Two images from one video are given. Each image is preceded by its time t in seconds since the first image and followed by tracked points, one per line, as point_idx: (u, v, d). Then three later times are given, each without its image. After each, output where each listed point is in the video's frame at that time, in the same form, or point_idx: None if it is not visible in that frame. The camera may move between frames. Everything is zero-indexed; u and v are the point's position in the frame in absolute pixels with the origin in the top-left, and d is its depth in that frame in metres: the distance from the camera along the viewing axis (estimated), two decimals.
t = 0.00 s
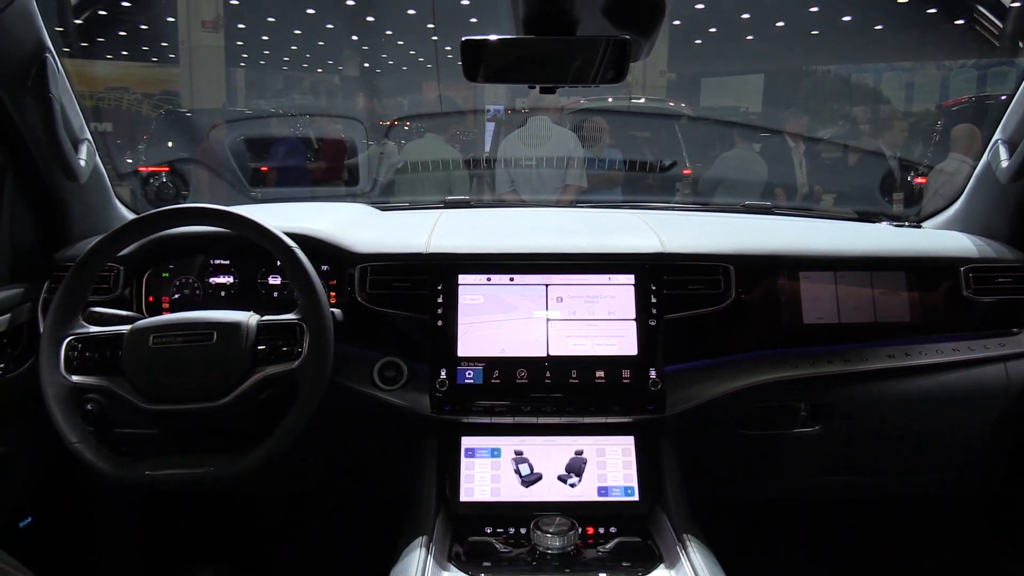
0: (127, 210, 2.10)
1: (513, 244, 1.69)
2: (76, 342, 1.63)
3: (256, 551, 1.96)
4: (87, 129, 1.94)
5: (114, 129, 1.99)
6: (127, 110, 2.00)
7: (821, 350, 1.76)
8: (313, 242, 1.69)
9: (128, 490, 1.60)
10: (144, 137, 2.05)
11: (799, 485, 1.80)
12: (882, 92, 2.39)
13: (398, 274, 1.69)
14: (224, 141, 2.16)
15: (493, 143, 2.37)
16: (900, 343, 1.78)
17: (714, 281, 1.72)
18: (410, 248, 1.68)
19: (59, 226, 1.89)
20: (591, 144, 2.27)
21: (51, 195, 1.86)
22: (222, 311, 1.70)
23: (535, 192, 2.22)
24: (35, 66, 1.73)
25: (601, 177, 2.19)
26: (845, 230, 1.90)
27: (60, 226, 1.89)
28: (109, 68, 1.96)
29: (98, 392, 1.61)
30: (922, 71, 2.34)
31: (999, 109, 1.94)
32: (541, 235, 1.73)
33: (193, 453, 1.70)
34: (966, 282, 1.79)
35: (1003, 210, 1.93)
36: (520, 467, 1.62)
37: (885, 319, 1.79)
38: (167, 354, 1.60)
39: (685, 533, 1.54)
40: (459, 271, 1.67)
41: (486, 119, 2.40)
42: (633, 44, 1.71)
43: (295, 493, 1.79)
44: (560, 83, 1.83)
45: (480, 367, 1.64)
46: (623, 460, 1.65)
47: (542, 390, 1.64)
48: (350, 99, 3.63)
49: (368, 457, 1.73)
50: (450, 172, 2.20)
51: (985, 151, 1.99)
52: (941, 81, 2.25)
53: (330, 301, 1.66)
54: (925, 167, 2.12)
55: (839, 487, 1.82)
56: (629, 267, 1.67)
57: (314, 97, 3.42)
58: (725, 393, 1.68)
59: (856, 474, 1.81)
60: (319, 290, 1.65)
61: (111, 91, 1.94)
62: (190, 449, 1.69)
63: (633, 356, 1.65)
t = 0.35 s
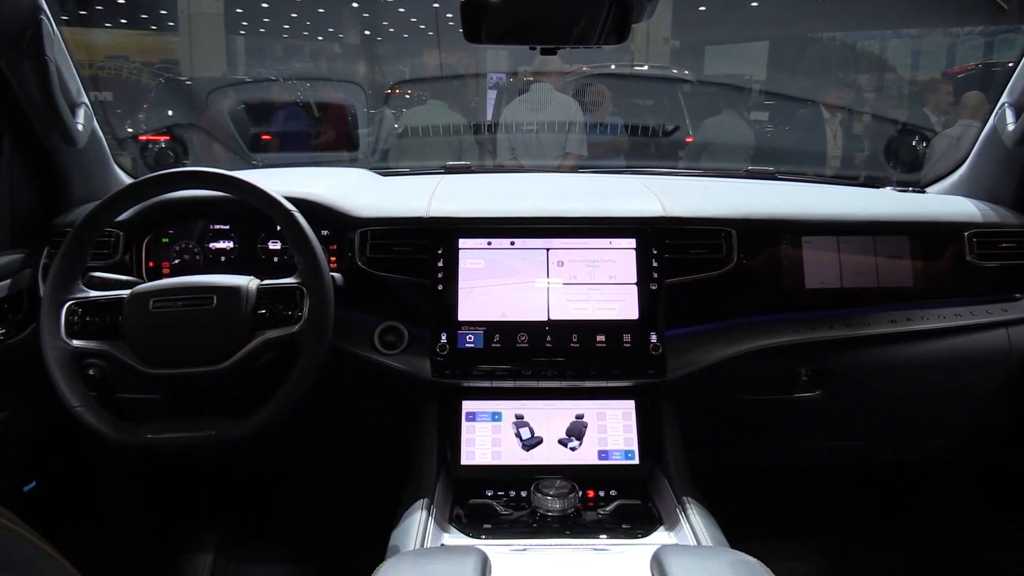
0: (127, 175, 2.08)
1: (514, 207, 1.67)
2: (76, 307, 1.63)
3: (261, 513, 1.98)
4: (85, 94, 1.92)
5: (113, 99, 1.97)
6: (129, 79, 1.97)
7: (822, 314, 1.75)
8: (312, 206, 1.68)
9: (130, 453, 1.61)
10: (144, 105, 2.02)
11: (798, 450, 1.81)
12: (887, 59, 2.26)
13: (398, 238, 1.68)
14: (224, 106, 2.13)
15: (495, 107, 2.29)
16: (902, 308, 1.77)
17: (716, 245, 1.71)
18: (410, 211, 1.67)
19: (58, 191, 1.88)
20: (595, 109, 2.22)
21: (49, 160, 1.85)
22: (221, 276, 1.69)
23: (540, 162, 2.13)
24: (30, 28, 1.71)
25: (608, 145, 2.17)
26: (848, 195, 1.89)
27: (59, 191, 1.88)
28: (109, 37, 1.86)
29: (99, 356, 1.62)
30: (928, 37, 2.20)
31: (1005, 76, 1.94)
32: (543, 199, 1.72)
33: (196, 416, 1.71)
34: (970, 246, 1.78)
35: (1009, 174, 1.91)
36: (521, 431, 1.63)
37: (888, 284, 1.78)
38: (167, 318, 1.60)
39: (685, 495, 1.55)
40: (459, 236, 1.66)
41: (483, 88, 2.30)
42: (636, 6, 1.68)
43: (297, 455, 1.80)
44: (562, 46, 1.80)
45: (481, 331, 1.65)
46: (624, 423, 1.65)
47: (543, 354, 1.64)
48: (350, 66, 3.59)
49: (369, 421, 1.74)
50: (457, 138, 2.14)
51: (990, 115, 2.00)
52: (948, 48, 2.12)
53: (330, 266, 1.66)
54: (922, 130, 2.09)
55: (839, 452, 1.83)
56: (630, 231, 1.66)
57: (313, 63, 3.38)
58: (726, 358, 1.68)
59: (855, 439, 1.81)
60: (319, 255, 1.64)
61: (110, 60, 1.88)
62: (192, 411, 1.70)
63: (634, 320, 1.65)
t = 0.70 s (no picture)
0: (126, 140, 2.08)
1: (514, 171, 1.66)
2: (75, 269, 1.63)
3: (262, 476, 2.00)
4: (81, 55, 1.94)
5: (111, 65, 1.98)
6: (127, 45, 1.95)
7: (824, 281, 1.75)
8: (311, 170, 1.67)
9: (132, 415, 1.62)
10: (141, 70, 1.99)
11: (797, 416, 1.82)
12: (892, 29, 2.09)
13: (398, 202, 1.67)
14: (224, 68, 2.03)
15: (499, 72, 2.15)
16: (903, 276, 1.77)
17: (718, 211, 1.70)
18: (410, 174, 1.66)
19: (56, 155, 1.87)
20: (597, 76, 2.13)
21: (46, 122, 1.84)
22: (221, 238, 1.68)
23: (540, 126, 2.14)
24: None
25: (610, 113, 2.15)
26: (852, 162, 1.88)
27: (57, 154, 1.87)
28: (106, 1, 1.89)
29: (99, 319, 1.62)
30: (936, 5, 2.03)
31: (1010, 46, 1.94)
32: (544, 163, 1.71)
33: (198, 378, 1.71)
34: (972, 214, 1.76)
35: (1013, 142, 1.90)
36: (520, 395, 1.63)
37: (888, 252, 1.78)
38: (166, 281, 1.59)
39: (684, 459, 1.56)
40: (460, 200, 1.65)
41: (486, 52, 2.19)
42: None
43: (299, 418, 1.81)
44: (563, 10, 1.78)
45: (481, 296, 1.64)
46: (623, 388, 1.65)
47: (542, 319, 1.64)
48: (351, 31, 3.56)
49: (370, 385, 1.74)
50: (455, 104, 2.10)
51: (995, 82, 1.99)
52: (953, 17, 2.00)
53: (329, 229, 1.65)
54: (926, 97, 2.06)
55: (837, 418, 1.84)
56: (632, 195, 1.65)
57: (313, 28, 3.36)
58: (725, 324, 1.68)
59: (854, 406, 1.82)
60: (319, 219, 1.63)
61: (107, 26, 1.92)
62: (193, 374, 1.70)
63: (634, 286, 1.65)
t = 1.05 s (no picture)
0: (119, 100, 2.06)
1: (511, 129, 1.64)
2: (69, 229, 1.62)
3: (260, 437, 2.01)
4: (72, 12, 1.88)
5: (106, 29, 1.98)
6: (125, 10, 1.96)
7: (822, 241, 1.74)
8: (306, 129, 1.65)
9: (129, 374, 1.62)
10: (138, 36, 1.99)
11: (794, 377, 1.83)
12: None
13: (394, 161, 1.66)
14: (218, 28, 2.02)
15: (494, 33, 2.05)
16: (902, 237, 1.76)
17: (717, 171, 1.69)
18: (407, 132, 1.64)
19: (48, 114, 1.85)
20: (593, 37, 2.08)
21: (38, 81, 1.81)
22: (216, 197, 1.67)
23: (538, 86, 2.10)
24: None
25: (609, 76, 2.11)
26: (852, 122, 1.86)
27: (49, 114, 1.85)
28: None
29: (94, 279, 1.61)
30: None
31: (1015, 6, 1.92)
32: (541, 121, 1.69)
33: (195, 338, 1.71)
34: (973, 175, 1.75)
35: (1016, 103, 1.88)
36: (517, 355, 1.63)
37: (888, 213, 1.76)
38: (161, 240, 1.58)
39: (680, 417, 1.56)
40: (457, 158, 1.63)
41: (484, 16, 2.06)
42: None
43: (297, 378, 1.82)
44: None
45: (478, 256, 1.64)
46: (620, 348, 1.65)
47: (539, 279, 1.64)
48: None
49: (367, 345, 1.74)
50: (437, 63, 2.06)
51: (1000, 41, 1.96)
52: None
53: (325, 188, 1.63)
54: (929, 57, 2.04)
55: (834, 379, 1.84)
56: (630, 155, 1.63)
57: None
58: (723, 285, 1.67)
59: (851, 366, 1.83)
60: (314, 178, 1.62)
61: None
62: (190, 334, 1.70)
63: (632, 245, 1.64)
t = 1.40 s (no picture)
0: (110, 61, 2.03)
1: (507, 89, 1.62)
2: (60, 189, 1.60)
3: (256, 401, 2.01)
4: None
5: None
6: None
7: (820, 205, 1.73)
8: (299, 88, 1.62)
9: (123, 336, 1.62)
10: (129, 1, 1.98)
11: (789, 341, 1.83)
12: None
13: (388, 122, 1.64)
14: None
15: None
16: (899, 200, 1.75)
17: (715, 132, 1.67)
18: (402, 93, 1.62)
19: (38, 74, 1.82)
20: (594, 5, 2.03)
21: (27, 40, 1.78)
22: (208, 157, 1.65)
23: (541, 50, 2.05)
24: None
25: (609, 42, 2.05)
26: (852, 85, 1.83)
27: (38, 73, 1.82)
28: None
29: (86, 239, 1.60)
30: None
31: None
32: (537, 82, 1.67)
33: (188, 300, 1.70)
34: (972, 138, 1.73)
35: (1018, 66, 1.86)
36: (512, 317, 1.63)
37: (887, 176, 1.75)
38: (153, 199, 1.57)
39: (676, 377, 1.56)
40: (452, 118, 1.62)
41: None
42: None
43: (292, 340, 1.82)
44: None
45: (473, 218, 1.63)
46: (616, 310, 1.65)
47: (535, 241, 1.63)
48: None
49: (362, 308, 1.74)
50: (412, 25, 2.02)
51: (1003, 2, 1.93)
52: None
53: (319, 148, 1.62)
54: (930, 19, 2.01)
55: (829, 344, 1.85)
56: (627, 116, 1.62)
57: None
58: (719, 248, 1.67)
59: (847, 331, 1.82)
60: (308, 138, 1.60)
61: None
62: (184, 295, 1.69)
63: (629, 207, 1.63)
